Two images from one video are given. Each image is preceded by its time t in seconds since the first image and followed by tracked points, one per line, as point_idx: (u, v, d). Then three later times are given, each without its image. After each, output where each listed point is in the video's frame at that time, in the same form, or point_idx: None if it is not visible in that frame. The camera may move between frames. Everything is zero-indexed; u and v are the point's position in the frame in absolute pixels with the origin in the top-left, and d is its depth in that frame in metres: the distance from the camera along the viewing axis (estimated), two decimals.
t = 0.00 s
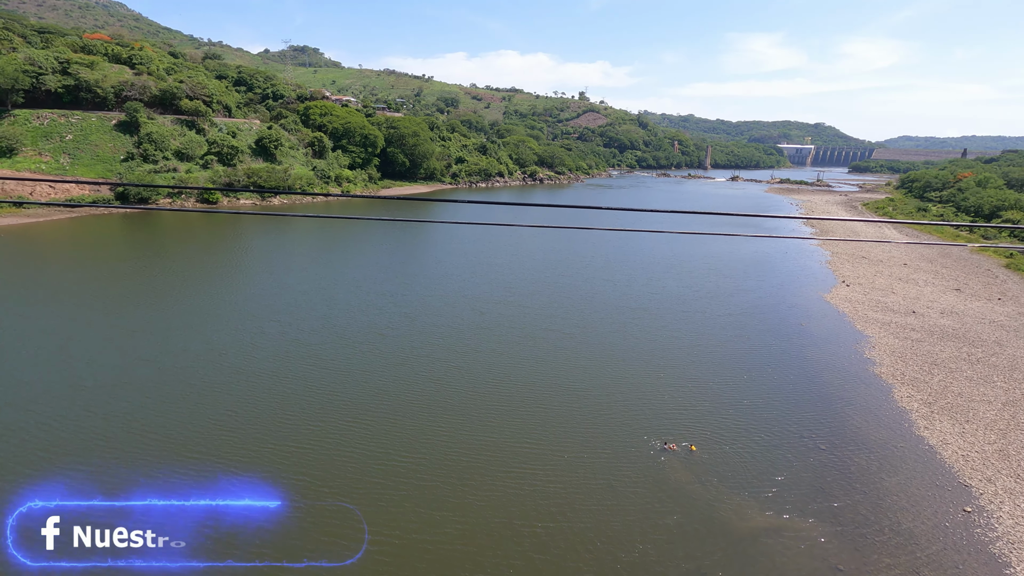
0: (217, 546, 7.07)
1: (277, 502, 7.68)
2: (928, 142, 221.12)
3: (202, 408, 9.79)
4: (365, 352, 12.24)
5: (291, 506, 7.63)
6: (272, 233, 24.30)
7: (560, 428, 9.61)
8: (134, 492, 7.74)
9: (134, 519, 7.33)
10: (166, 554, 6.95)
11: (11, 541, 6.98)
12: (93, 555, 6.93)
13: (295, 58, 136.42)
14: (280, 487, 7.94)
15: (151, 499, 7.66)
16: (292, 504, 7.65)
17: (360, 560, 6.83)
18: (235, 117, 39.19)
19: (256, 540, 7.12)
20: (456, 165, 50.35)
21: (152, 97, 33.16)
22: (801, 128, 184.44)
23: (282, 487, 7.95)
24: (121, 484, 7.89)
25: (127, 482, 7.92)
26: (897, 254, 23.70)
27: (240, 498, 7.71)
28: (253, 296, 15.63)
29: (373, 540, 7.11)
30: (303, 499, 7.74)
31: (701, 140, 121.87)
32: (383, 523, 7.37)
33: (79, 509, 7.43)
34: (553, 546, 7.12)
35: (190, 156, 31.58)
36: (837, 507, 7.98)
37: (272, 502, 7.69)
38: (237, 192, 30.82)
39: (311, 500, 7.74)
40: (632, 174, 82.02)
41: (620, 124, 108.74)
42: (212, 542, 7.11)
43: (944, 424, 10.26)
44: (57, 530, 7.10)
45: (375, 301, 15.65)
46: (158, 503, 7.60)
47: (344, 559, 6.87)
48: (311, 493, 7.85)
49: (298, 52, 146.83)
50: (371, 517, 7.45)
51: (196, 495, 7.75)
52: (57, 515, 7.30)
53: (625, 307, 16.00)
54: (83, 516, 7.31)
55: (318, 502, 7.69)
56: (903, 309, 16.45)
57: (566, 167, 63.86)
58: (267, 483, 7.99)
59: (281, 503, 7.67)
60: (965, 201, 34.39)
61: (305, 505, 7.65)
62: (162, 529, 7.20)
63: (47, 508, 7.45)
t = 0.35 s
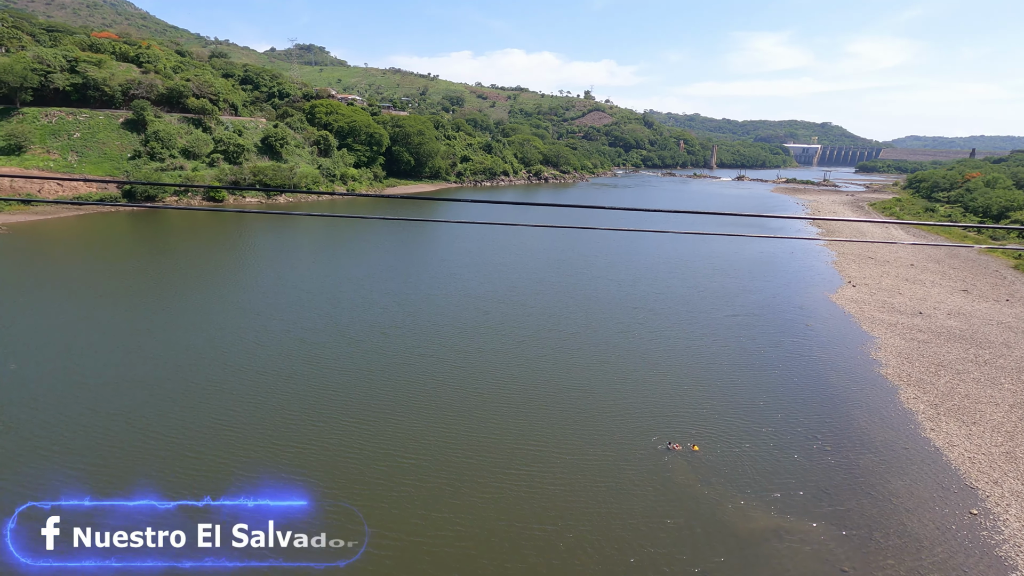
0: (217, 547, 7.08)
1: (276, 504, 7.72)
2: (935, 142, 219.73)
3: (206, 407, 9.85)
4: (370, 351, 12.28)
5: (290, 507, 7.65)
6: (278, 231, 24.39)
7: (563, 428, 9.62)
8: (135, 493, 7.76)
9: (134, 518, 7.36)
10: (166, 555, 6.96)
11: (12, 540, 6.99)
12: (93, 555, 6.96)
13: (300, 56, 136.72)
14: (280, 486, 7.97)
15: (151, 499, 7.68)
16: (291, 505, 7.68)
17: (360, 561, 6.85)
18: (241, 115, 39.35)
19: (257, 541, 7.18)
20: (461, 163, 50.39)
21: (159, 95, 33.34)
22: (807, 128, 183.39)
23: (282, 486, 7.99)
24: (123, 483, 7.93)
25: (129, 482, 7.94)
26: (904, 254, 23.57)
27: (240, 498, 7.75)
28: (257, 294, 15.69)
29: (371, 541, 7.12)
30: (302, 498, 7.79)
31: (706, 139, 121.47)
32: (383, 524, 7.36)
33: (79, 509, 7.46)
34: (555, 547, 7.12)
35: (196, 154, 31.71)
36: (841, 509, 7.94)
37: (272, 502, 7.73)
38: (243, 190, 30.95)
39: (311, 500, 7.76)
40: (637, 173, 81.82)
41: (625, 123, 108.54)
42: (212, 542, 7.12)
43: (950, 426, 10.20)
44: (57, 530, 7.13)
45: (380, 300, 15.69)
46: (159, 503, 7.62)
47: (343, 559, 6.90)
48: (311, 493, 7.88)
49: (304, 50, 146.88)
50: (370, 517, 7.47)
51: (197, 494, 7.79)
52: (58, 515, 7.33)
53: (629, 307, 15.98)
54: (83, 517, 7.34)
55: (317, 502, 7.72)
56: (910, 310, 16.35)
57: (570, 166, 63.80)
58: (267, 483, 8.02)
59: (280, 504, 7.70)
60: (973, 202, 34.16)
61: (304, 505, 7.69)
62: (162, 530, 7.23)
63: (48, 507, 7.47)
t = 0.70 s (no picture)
0: (217, 547, 7.10)
1: (273, 503, 7.73)
2: (943, 142, 218.31)
3: (209, 406, 9.89)
4: (374, 350, 12.32)
5: (290, 507, 7.67)
6: (283, 230, 24.47)
7: (565, 428, 9.62)
8: (134, 493, 7.77)
9: (134, 518, 7.37)
10: (166, 556, 6.99)
11: (15, 538, 7.03)
12: (92, 557, 6.97)
13: (305, 54, 137.29)
14: (280, 486, 7.99)
15: (150, 500, 7.69)
16: (291, 505, 7.70)
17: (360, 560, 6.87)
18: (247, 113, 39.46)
19: (257, 541, 7.18)
20: (466, 162, 50.42)
21: (165, 93, 33.48)
22: (813, 127, 182.47)
23: (282, 485, 8.01)
24: (124, 483, 7.94)
25: (129, 482, 7.94)
26: (910, 254, 23.44)
27: (241, 499, 7.76)
28: (262, 293, 15.76)
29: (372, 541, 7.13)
30: (299, 497, 7.81)
31: (711, 139, 121.06)
32: (383, 525, 7.38)
33: (79, 510, 7.47)
34: (557, 548, 7.13)
35: (202, 152, 31.83)
36: (847, 510, 7.92)
37: (272, 502, 7.75)
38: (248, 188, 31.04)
39: (311, 499, 7.79)
40: (642, 172, 81.60)
41: (630, 122, 108.30)
42: (212, 543, 7.14)
43: (956, 427, 10.14)
44: (57, 530, 7.14)
45: (384, 299, 15.73)
46: (159, 503, 7.64)
47: (343, 559, 6.92)
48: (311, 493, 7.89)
49: (309, 49, 147.02)
50: (370, 516, 7.49)
51: (196, 494, 7.80)
52: (57, 515, 7.35)
53: (633, 306, 15.97)
54: (83, 518, 7.35)
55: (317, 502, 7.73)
56: (916, 310, 16.25)
57: (575, 165, 63.73)
58: (267, 482, 8.05)
59: (280, 503, 7.72)
60: (980, 202, 33.95)
61: (304, 504, 7.71)
62: (162, 530, 7.26)
63: (48, 507, 7.49)
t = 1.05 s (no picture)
0: (217, 547, 7.10)
1: (273, 503, 7.73)
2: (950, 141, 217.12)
3: (212, 404, 9.92)
4: (377, 349, 12.34)
5: (291, 507, 7.67)
6: (287, 229, 24.53)
7: (568, 428, 9.62)
8: (134, 492, 7.76)
9: (134, 518, 7.35)
10: (166, 555, 6.96)
11: (17, 537, 7.04)
12: (92, 556, 6.95)
13: (311, 54, 137.54)
14: (280, 486, 8.00)
15: (150, 499, 7.66)
16: (292, 505, 7.70)
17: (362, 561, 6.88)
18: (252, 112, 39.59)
19: (257, 541, 7.18)
20: (470, 161, 50.45)
21: (171, 92, 33.63)
22: (819, 126, 181.53)
23: (283, 485, 8.03)
24: (126, 482, 7.93)
25: (130, 482, 7.94)
26: (916, 254, 23.32)
27: (242, 499, 7.76)
28: (266, 291, 15.81)
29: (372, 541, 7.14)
30: (300, 498, 7.81)
31: (716, 138, 120.60)
32: (384, 524, 7.39)
33: (78, 509, 7.46)
34: (558, 549, 7.11)
35: (207, 151, 31.96)
36: (851, 511, 7.89)
37: (272, 502, 7.75)
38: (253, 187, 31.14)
39: (310, 498, 7.82)
40: (646, 172, 81.41)
41: (635, 121, 108.05)
42: (212, 543, 7.13)
43: (962, 429, 10.08)
44: (57, 531, 7.14)
45: (388, 298, 15.76)
46: (159, 502, 7.63)
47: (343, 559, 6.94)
48: (310, 492, 7.92)
49: (314, 48, 147.49)
50: (369, 516, 7.51)
51: (196, 494, 7.79)
52: (57, 515, 7.33)
53: (637, 306, 15.94)
54: (82, 517, 7.33)
55: (317, 502, 7.75)
56: (922, 311, 16.15)
57: (579, 164, 63.66)
58: (268, 482, 8.06)
59: (280, 503, 7.72)
60: (988, 202, 33.74)
61: (303, 504, 7.71)
62: (161, 530, 7.24)
63: (49, 507, 7.48)
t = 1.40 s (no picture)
0: (217, 547, 7.12)
1: (273, 503, 7.75)
2: (956, 141, 216.19)
3: (215, 404, 9.97)
4: (381, 348, 12.38)
5: (290, 507, 7.70)
6: (291, 228, 24.60)
7: (571, 429, 9.62)
8: (135, 492, 7.79)
9: (134, 519, 7.39)
10: (165, 555, 6.99)
11: (20, 535, 7.07)
12: (92, 556, 6.97)
13: (315, 53, 137.74)
14: (281, 485, 8.04)
15: (150, 500, 7.69)
16: (291, 505, 7.73)
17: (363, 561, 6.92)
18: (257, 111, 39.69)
19: (257, 541, 7.20)
20: (474, 160, 50.48)
21: (176, 91, 33.75)
22: (825, 127, 180.77)
23: (283, 484, 8.07)
24: (128, 482, 7.97)
25: (131, 482, 7.97)
26: (922, 255, 23.21)
27: (242, 499, 7.79)
28: (270, 291, 15.87)
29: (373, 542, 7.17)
30: (300, 498, 7.84)
31: (721, 138, 120.25)
32: (385, 526, 7.41)
33: (79, 509, 7.49)
34: (559, 551, 7.12)
35: (212, 150, 32.07)
36: (854, 514, 7.87)
37: (272, 502, 7.77)
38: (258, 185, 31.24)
39: (309, 497, 7.88)
40: (651, 171, 81.23)
41: (639, 121, 107.88)
42: (212, 543, 7.16)
43: (967, 431, 10.05)
44: (57, 530, 7.16)
45: (391, 298, 15.79)
46: (160, 503, 7.66)
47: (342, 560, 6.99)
48: (309, 490, 7.98)
49: (318, 47, 148.08)
50: (369, 516, 7.55)
51: (196, 495, 7.82)
52: (58, 515, 7.37)
53: (640, 306, 15.93)
54: (82, 517, 7.37)
55: (318, 502, 7.78)
56: (928, 312, 16.08)
57: (583, 164, 63.60)
58: (268, 482, 8.09)
59: (279, 503, 7.75)
60: (994, 203, 33.54)
61: (302, 505, 7.76)
62: (161, 530, 7.27)
63: (51, 506, 7.52)
